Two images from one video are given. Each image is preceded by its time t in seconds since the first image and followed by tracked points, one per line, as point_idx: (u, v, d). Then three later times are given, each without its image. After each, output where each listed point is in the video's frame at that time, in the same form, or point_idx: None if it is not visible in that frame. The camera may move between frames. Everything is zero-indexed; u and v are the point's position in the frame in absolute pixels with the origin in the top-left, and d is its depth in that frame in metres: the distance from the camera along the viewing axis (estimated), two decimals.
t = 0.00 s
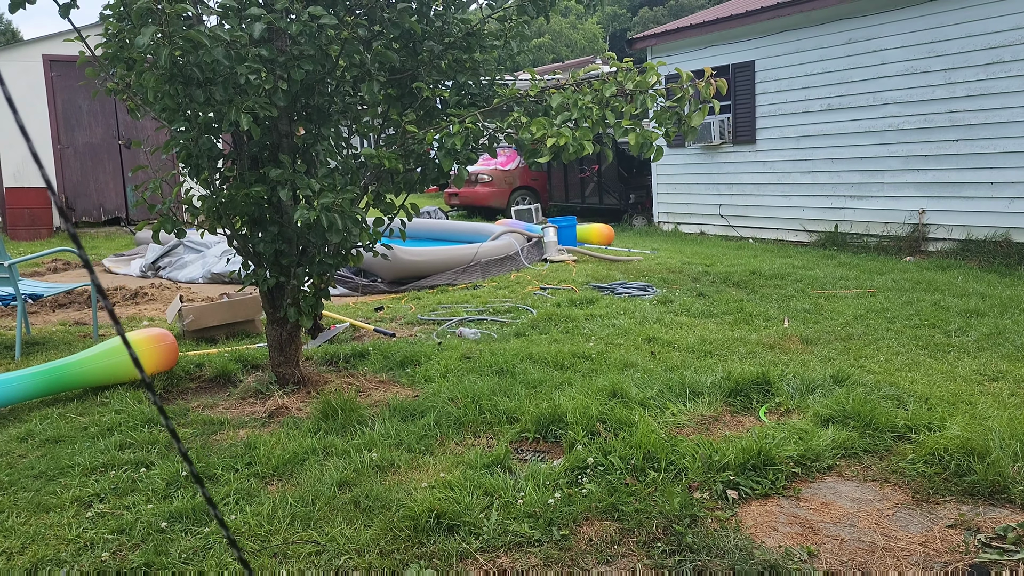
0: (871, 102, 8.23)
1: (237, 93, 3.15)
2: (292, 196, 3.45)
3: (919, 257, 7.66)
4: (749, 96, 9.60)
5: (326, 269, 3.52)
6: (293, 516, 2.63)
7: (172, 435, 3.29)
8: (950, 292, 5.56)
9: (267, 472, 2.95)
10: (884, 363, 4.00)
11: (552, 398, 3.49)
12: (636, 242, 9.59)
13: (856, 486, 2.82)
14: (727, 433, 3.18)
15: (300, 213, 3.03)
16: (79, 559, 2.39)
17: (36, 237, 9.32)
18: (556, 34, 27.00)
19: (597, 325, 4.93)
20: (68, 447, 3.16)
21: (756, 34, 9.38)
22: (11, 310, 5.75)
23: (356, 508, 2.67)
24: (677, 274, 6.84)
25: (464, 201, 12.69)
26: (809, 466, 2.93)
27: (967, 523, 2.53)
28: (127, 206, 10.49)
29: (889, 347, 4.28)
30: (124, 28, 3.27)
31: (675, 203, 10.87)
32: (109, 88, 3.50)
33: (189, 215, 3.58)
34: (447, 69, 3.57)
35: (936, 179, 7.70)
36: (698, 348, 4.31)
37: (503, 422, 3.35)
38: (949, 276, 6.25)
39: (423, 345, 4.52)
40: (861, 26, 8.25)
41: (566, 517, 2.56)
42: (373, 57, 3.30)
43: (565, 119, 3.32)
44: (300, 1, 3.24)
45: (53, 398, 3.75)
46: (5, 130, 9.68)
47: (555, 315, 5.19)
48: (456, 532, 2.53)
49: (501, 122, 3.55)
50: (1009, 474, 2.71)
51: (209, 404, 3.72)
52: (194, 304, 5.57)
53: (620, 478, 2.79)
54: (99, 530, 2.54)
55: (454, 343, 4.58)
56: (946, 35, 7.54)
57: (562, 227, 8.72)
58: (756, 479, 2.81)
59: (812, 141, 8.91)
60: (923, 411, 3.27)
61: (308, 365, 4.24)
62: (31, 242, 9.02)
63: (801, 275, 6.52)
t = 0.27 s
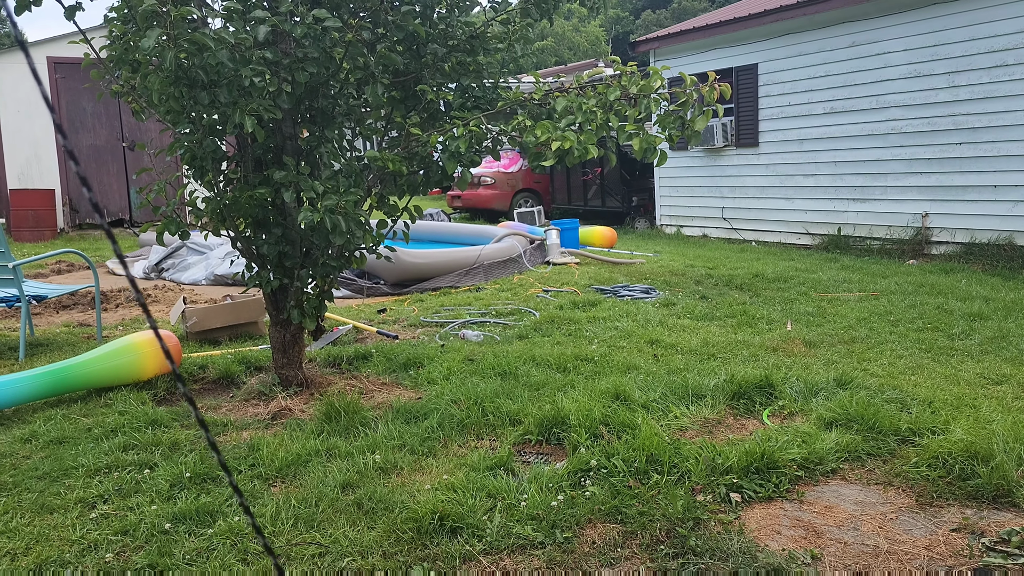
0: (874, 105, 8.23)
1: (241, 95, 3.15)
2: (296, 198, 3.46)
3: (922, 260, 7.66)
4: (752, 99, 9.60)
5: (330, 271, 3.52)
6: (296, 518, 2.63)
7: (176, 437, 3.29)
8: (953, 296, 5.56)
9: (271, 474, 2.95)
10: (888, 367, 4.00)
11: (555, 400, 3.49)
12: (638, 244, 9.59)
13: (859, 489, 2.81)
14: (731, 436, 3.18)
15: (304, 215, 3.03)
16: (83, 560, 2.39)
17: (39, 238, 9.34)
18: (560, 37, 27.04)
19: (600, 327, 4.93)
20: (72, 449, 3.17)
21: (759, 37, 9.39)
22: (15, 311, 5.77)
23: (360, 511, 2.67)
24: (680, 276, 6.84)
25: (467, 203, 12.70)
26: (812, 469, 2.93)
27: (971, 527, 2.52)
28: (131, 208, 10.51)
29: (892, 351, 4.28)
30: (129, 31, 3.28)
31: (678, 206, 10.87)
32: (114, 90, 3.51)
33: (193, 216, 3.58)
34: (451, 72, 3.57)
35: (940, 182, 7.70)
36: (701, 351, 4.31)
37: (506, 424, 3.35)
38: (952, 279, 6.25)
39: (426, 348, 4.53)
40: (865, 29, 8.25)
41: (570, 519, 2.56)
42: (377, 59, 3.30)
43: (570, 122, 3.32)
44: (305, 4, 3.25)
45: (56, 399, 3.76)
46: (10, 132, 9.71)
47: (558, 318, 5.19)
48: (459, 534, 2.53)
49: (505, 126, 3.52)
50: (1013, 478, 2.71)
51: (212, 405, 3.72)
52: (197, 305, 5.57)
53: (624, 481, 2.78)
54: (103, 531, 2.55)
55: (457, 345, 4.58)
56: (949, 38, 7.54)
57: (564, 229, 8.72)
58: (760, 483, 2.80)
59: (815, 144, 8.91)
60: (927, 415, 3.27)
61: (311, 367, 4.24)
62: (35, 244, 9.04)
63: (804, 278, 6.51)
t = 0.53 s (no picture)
0: (876, 109, 8.23)
1: (244, 98, 3.15)
2: (299, 201, 3.46)
3: (924, 264, 7.65)
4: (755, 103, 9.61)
5: (332, 274, 3.52)
6: (298, 520, 2.62)
7: (177, 439, 3.29)
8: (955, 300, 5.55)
9: (272, 477, 2.95)
10: (890, 371, 3.99)
11: (557, 403, 3.49)
12: (640, 248, 9.59)
13: (862, 494, 2.81)
14: (733, 440, 3.18)
15: (307, 218, 3.03)
16: (84, 561, 2.39)
17: (42, 240, 9.36)
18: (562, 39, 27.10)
19: (601, 331, 4.92)
20: (74, 450, 3.17)
21: (762, 42, 9.40)
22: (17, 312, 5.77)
23: (362, 513, 2.66)
24: (682, 280, 6.84)
25: (468, 206, 12.69)
26: (815, 473, 2.92)
27: (974, 532, 2.52)
28: (133, 210, 10.52)
29: (895, 355, 4.27)
30: (133, 33, 3.29)
31: (680, 210, 10.87)
32: (118, 92, 3.52)
33: (195, 218, 3.59)
34: (454, 75, 3.58)
35: (942, 187, 7.69)
36: (703, 354, 4.31)
37: (508, 427, 3.34)
38: (954, 283, 6.24)
39: (428, 350, 4.52)
40: (867, 33, 8.26)
41: (572, 523, 2.56)
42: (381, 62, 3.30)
43: (574, 126, 3.33)
44: (308, 7, 3.25)
45: (58, 401, 3.76)
46: (13, 134, 9.74)
47: (560, 321, 5.19)
48: (461, 537, 2.52)
49: (508, 129, 3.53)
50: (1016, 482, 2.70)
51: (213, 408, 3.72)
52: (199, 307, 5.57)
53: (626, 485, 2.78)
54: (105, 533, 2.54)
55: (459, 348, 4.58)
56: (952, 42, 7.54)
57: (566, 233, 8.73)
58: (762, 487, 2.80)
59: (818, 148, 8.91)
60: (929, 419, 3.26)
61: (313, 369, 4.24)
62: (38, 246, 9.06)
63: (806, 282, 6.51)
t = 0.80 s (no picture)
0: (878, 114, 8.23)
1: (245, 101, 3.16)
2: (299, 204, 3.46)
3: (925, 269, 7.65)
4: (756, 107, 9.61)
5: (333, 277, 3.52)
6: (297, 524, 2.62)
7: (177, 442, 3.28)
8: (956, 305, 5.55)
9: (272, 480, 2.95)
10: (891, 375, 3.99)
11: (557, 407, 3.49)
12: (640, 251, 9.59)
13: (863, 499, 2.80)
14: (734, 445, 3.17)
15: (308, 221, 3.03)
16: (83, 564, 2.39)
17: (43, 242, 9.38)
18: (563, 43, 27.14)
19: (602, 335, 4.92)
20: (74, 453, 3.17)
21: (763, 46, 9.41)
22: (18, 315, 5.78)
23: (361, 517, 2.66)
24: (683, 284, 6.84)
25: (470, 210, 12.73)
26: (815, 478, 2.92)
27: (975, 538, 2.51)
28: (134, 213, 10.54)
29: (896, 360, 4.27)
30: (135, 36, 3.29)
31: (681, 213, 10.87)
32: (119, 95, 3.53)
33: (196, 222, 3.59)
34: (455, 78, 3.58)
35: (943, 191, 7.69)
36: (704, 358, 4.31)
37: (508, 431, 3.34)
38: (955, 288, 6.24)
39: (428, 354, 4.52)
40: (868, 38, 8.26)
41: (571, 527, 2.55)
42: (382, 66, 3.31)
43: (575, 130, 3.33)
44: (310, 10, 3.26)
45: (58, 403, 3.76)
46: (15, 137, 9.77)
47: (560, 325, 5.19)
48: (461, 541, 2.52)
49: (510, 133, 3.51)
50: (1017, 488, 2.70)
51: (214, 411, 3.72)
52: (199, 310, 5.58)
53: (626, 489, 2.77)
54: (104, 536, 2.54)
55: (460, 352, 4.58)
56: (953, 47, 7.55)
57: (567, 236, 8.73)
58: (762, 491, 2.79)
59: (819, 153, 8.91)
60: (930, 424, 3.25)
61: (314, 372, 4.24)
62: (39, 248, 9.07)
63: (807, 286, 6.51)
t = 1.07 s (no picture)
0: (878, 118, 8.24)
1: (246, 105, 3.16)
2: (300, 208, 3.47)
3: (926, 273, 7.64)
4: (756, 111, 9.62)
5: (333, 281, 3.52)
6: (297, 528, 2.61)
7: (177, 446, 3.28)
8: (956, 309, 5.55)
9: (271, 484, 2.94)
10: (891, 380, 3.99)
11: (557, 412, 3.48)
12: (641, 256, 9.59)
13: (863, 503, 2.80)
14: (734, 449, 3.17)
15: (308, 225, 3.03)
16: (82, 569, 2.39)
17: (43, 246, 9.39)
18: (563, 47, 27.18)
19: (602, 339, 4.92)
20: (73, 457, 3.16)
21: (763, 50, 9.42)
22: (18, 319, 5.78)
23: (361, 522, 2.66)
24: (683, 288, 6.83)
25: (471, 214, 12.75)
26: (816, 483, 2.92)
27: (975, 543, 2.51)
28: (135, 216, 10.56)
29: (896, 364, 4.27)
30: (136, 40, 3.30)
31: (681, 218, 10.87)
32: (120, 99, 3.53)
33: (196, 226, 3.59)
34: (455, 83, 3.59)
35: (943, 195, 7.69)
36: (703, 363, 4.30)
37: (508, 436, 3.33)
38: (955, 292, 6.24)
39: (428, 358, 4.52)
40: (868, 42, 8.28)
41: (571, 532, 2.55)
42: (382, 70, 3.31)
43: (575, 134, 3.33)
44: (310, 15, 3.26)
45: (58, 407, 3.75)
46: (16, 141, 9.79)
47: (560, 329, 5.19)
48: (460, 546, 2.51)
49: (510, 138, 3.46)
50: (1018, 493, 2.69)
51: (213, 415, 3.72)
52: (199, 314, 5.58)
53: (626, 494, 2.77)
54: (103, 540, 2.54)
55: (460, 356, 4.58)
56: (953, 51, 7.56)
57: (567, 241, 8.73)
58: (762, 496, 2.79)
59: (819, 157, 8.91)
60: (930, 429, 3.25)
61: (313, 376, 4.24)
62: (39, 252, 9.08)
63: (807, 290, 6.51)
